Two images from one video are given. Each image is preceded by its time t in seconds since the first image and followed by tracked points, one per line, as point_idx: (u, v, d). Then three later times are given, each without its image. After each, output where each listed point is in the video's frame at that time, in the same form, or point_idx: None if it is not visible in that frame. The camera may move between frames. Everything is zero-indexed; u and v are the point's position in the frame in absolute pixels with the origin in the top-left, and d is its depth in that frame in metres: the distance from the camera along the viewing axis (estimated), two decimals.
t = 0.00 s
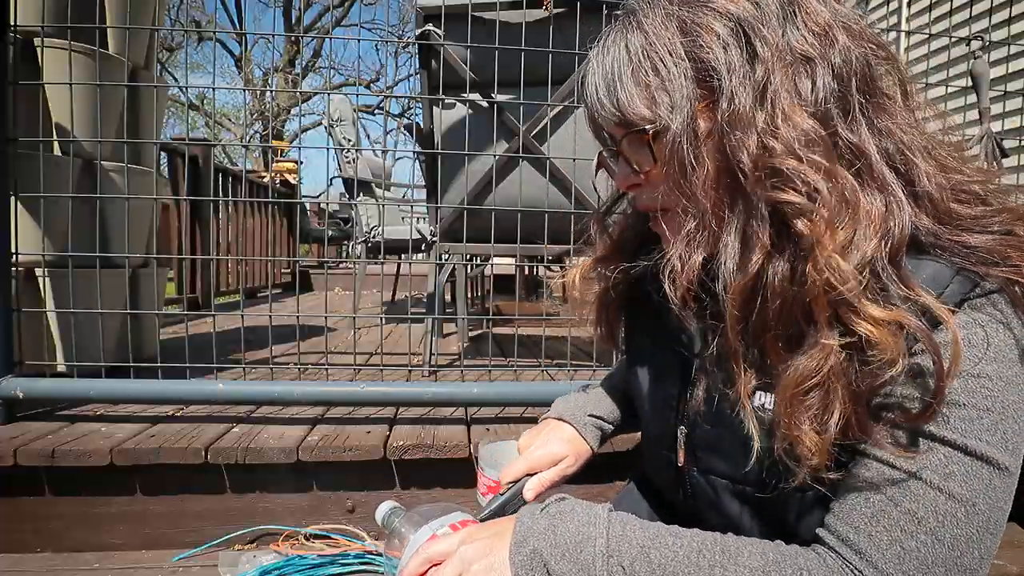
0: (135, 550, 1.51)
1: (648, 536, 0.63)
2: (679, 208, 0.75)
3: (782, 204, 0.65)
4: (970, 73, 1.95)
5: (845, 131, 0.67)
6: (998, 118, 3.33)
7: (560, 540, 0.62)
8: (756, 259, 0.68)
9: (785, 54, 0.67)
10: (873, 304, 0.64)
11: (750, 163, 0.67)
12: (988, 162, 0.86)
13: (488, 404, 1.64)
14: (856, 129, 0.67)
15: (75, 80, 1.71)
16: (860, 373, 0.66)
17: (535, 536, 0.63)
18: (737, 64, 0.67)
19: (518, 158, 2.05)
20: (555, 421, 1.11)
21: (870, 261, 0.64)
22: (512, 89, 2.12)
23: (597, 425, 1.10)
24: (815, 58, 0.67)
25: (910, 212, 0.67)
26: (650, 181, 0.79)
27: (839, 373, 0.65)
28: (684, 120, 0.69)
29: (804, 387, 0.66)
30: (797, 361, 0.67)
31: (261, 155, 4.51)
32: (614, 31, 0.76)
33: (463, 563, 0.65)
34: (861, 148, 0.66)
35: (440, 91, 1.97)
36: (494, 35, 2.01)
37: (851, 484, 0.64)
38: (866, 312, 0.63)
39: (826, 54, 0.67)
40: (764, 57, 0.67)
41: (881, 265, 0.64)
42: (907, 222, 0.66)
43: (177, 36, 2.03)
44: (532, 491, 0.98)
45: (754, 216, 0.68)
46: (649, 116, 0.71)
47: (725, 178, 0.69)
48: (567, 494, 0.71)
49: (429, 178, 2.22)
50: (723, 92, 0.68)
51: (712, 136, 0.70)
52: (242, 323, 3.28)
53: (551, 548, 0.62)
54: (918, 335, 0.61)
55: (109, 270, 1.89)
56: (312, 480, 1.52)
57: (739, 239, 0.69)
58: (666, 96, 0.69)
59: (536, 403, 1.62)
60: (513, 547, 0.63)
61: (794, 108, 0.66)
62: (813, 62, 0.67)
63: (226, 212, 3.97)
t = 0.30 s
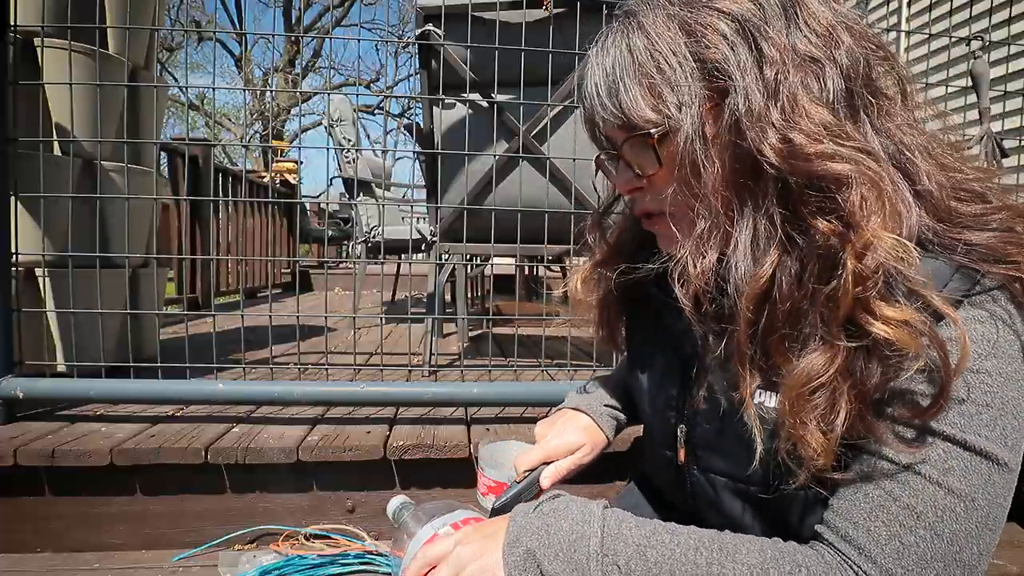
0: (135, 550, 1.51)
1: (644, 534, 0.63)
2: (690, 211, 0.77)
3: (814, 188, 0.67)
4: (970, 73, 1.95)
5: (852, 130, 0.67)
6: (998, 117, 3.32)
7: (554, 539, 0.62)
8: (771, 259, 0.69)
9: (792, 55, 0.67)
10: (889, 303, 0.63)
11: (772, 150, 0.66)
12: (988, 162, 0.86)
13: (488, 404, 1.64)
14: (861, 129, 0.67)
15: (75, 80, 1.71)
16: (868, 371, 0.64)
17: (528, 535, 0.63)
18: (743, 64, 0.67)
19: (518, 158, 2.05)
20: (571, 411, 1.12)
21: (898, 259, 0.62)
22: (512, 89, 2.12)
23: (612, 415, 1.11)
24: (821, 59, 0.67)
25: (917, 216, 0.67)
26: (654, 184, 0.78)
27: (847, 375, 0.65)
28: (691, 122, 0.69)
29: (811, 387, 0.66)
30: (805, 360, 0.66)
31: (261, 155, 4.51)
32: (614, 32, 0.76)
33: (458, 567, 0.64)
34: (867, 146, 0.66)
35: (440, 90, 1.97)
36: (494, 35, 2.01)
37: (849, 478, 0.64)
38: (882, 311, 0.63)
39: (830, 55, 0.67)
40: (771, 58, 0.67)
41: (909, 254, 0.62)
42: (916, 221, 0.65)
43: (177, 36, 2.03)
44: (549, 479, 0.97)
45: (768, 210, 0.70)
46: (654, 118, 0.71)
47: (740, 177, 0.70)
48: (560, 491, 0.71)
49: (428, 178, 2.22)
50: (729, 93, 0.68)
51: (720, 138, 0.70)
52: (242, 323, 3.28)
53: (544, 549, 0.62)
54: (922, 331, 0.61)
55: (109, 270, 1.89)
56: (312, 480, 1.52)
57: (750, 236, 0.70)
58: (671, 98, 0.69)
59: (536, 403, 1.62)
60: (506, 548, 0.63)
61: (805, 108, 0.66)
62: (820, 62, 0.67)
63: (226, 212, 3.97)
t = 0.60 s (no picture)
0: (135, 550, 1.51)
1: (637, 535, 0.63)
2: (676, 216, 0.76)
3: (786, 210, 0.66)
4: (969, 73, 1.95)
5: (847, 134, 0.67)
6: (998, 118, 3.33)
7: (547, 540, 0.62)
8: (752, 264, 0.70)
9: (786, 59, 0.67)
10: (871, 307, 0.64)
11: (751, 164, 0.67)
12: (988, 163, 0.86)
13: (487, 404, 1.64)
14: (857, 131, 0.67)
15: (75, 80, 1.71)
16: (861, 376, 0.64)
17: (521, 537, 0.63)
18: (737, 69, 0.67)
19: (518, 158, 2.05)
20: (559, 425, 1.12)
21: (871, 268, 0.64)
22: (512, 89, 2.12)
23: (602, 429, 1.11)
24: (816, 62, 0.67)
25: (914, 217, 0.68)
26: (651, 187, 0.78)
27: (840, 374, 0.65)
28: (684, 127, 0.70)
29: (796, 387, 0.67)
30: (793, 361, 0.68)
31: (261, 155, 4.51)
32: (612, 34, 0.76)
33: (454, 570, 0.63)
34: (860, 149, 0.67)
35: (440, 91, 1.97)
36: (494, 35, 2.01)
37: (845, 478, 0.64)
38: (862, 316, 0.63)
39: (826, 57, 0.67)
40: (765, 62, 0.67)
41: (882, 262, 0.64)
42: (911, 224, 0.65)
43: (177, 36, 2.03)
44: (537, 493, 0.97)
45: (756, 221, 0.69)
46: (649, 122, 0.71)
47: (730, 182, 0.71)
48: (555, 492, 0.71)
49: (428, 178, 2.22)
50: (723, 98, 0.68)
51: (711, 142, 0.70)
52: (242, 323, 3.28)
53: (537, 550, 0.61)
54: (918, 332, 0.61)
55: (109, 270, 1.89)
56: (312, 480, 1.52)
57: (736, 244, 0.71)
58: (665, 102, 0.70)
59: (536, 403, 1.62)
60: (499, 549, 0.63)
61: (796, 114, 0.66)
62: (815, 65, 0.67)
63: (226, 212, 3.97)
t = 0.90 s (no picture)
0: (135, 550, 1.51)
1: (633, 538, 0.63)
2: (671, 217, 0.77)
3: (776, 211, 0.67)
4: (970, 73, 1.95)
5: (845, 134, 0.67)
6: (998, 118, 3.33)
7: (542, 545, 0.62)
8: (740, 263, 0.70)
9: (785, 59, 0.67)
10: (856, 308, 0.65)
11: (741, 170, 0.67)
12: (989, 163, 0.86)
13: (487, 404, 1.64)
14: (856, 132, 0.67)
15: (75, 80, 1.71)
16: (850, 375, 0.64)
17: (516, 542, 0.63)
18: (734, 71, 0.68)
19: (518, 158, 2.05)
20: (556, 427, 1.11)
21: (858, 268, 0.64)
22: (512, 89, 2.12)
23: (598, 430, 1.11)
24: (815, 62, 0.67)
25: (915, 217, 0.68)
26: (650, 185, 0.77)
27: (827, 374, 0.65)
28: (679, 128, 0.70)
29: (788, 382, 0.67)
30: (783, 360, 0.68)
31: (261, 155, 4.51)
32: (614, 32, 0.76)
33: None
34: (859, 151, 0.66)
35: (440, 91, 1.97)
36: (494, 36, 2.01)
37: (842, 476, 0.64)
38: (849, 316, 0.65)
39: (827, 58, 0.67)
40: (764, 63, 0.67)
41: (880, 268, 0.65)
42: (908, 227, 0.65)
43: (177, 36, 2.03)
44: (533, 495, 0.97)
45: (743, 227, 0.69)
46: (646, 122, 0.70)
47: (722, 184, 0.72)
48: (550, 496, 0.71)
49: (428, 178, 2.22)
50: (721, 99, 0.68)
51: (708, 143, 0.71)
52: (242, 323, 3.28)
53: (532, 555, 0.62)
54: (914, 334, 0.62)
55: (109, 270, 1.89)
56: (312, 480, 1.52)
57: (727, 246, 0.71)
58: (663, 102, 0.69)
59: (536, 403, 1.62)
60: (494, 556, 0.63)
61: (792, 115, 0.66)
62: (813, 65, 0.67)
63: (226, 212, 3.97)
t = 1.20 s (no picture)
0: (135, 550, 1.51)
1: (635, 540, 0.63)
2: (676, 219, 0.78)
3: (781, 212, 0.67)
4: (970, 73, 1.94)
5: (851, 137, 0.67)
6: (998, 118, 3.33)
7: (544, 548, 0.62)
8: (747, 266, 0.69)
9: (790, 61, 0.67)
10: (858, 310, 0.65)
11: (744, 170, 0.68)
12: (993, 163, 0.86)
13: (487, 404, 1.64)
14: (861, 134, 0.67)
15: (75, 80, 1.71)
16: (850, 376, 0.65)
17: (517, 545, 0.63)
18: (739, 73, 0.68)
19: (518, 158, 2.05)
20: (567, 421, 1.11)
21: (859, 270, 0.64)
22: (512, 89, 2.12)
23: (609, 425, 1.10)
24: (821, 64, 0.67)
25: (921, 219, 0.68)
26: (655, 186, 0.78)
27: (829, 373, 0.65)
28: (685, 130, 0.70)
29: (787, 381, 0.67)
30: (784, 358, 0.68)
31: (261, 155, 4.51)
32: (620, 33, 0.76)
33: None
34: (864, 153, 0.66)
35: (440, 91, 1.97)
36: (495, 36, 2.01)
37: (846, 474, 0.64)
38: (851, 317, 0.65)
39: (833, 59, 0.67)
40: (768, 65, 0.67)
41: (886, 269, 0.64)
42: (913, 228, 0.65)
43: (177, 36, 2.03)
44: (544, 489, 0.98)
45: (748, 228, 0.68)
46: (651, 123, 0.70)
47: (725, 185, 0.71)
48: (550, 497, 0.71)
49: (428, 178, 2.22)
50: (726, 101, 0.68)
51: (713, 146, 0.71)
52: (242, 323, 3.28)
53: (534, 558, 0.61)
54: (921, 334, 0.62)
55: (109, 270, 1.89)
56: (312, 480, 1.52)
57: (733, 246, 0.70)
58: (668, 104, 0.69)
59: (536, 403, 1.62)
60: (495, 558, 0.63)
61: (795, 117, 0.66)
62: (819, 67, 0.67)
63: (226, 212, 3.97)
